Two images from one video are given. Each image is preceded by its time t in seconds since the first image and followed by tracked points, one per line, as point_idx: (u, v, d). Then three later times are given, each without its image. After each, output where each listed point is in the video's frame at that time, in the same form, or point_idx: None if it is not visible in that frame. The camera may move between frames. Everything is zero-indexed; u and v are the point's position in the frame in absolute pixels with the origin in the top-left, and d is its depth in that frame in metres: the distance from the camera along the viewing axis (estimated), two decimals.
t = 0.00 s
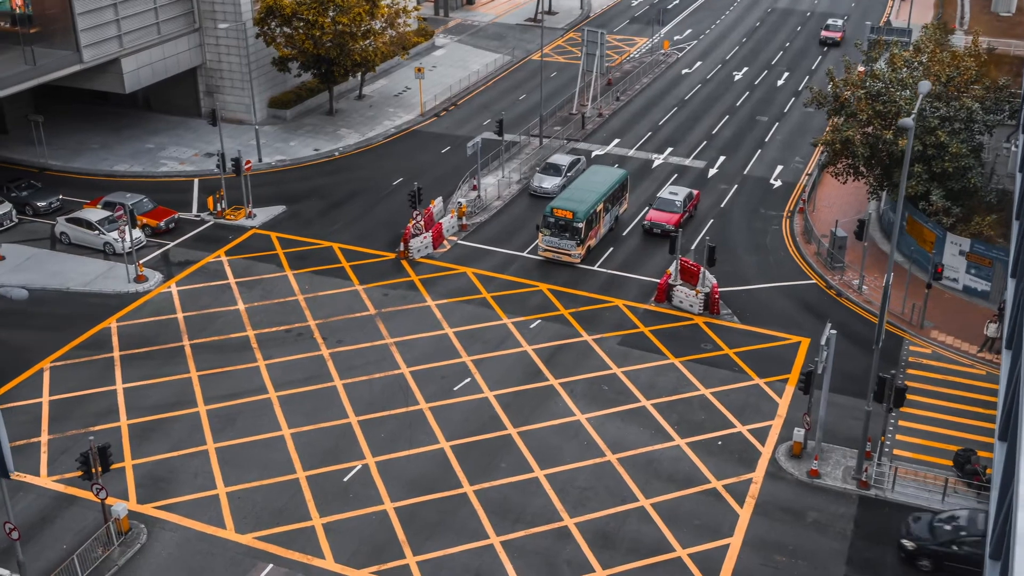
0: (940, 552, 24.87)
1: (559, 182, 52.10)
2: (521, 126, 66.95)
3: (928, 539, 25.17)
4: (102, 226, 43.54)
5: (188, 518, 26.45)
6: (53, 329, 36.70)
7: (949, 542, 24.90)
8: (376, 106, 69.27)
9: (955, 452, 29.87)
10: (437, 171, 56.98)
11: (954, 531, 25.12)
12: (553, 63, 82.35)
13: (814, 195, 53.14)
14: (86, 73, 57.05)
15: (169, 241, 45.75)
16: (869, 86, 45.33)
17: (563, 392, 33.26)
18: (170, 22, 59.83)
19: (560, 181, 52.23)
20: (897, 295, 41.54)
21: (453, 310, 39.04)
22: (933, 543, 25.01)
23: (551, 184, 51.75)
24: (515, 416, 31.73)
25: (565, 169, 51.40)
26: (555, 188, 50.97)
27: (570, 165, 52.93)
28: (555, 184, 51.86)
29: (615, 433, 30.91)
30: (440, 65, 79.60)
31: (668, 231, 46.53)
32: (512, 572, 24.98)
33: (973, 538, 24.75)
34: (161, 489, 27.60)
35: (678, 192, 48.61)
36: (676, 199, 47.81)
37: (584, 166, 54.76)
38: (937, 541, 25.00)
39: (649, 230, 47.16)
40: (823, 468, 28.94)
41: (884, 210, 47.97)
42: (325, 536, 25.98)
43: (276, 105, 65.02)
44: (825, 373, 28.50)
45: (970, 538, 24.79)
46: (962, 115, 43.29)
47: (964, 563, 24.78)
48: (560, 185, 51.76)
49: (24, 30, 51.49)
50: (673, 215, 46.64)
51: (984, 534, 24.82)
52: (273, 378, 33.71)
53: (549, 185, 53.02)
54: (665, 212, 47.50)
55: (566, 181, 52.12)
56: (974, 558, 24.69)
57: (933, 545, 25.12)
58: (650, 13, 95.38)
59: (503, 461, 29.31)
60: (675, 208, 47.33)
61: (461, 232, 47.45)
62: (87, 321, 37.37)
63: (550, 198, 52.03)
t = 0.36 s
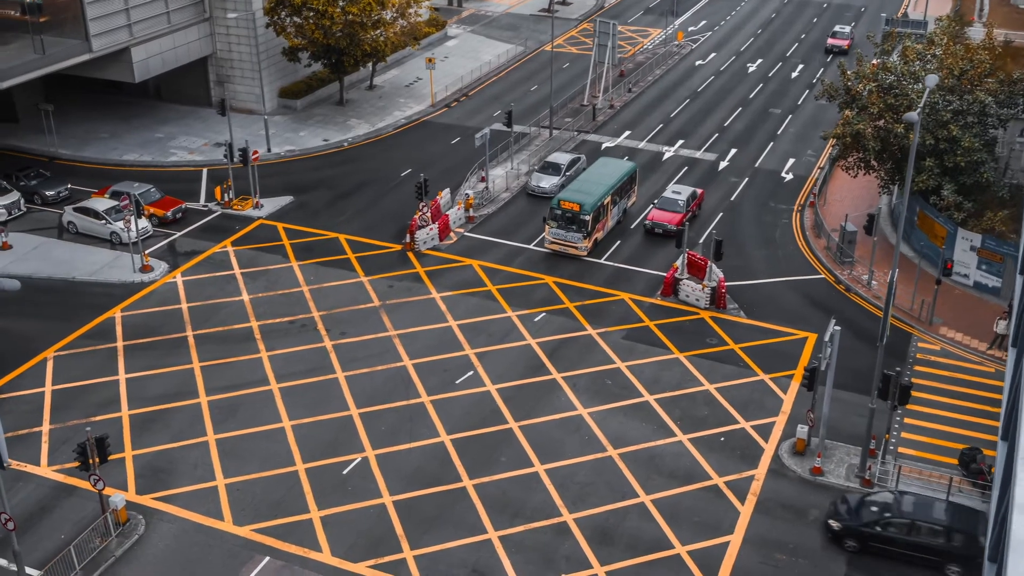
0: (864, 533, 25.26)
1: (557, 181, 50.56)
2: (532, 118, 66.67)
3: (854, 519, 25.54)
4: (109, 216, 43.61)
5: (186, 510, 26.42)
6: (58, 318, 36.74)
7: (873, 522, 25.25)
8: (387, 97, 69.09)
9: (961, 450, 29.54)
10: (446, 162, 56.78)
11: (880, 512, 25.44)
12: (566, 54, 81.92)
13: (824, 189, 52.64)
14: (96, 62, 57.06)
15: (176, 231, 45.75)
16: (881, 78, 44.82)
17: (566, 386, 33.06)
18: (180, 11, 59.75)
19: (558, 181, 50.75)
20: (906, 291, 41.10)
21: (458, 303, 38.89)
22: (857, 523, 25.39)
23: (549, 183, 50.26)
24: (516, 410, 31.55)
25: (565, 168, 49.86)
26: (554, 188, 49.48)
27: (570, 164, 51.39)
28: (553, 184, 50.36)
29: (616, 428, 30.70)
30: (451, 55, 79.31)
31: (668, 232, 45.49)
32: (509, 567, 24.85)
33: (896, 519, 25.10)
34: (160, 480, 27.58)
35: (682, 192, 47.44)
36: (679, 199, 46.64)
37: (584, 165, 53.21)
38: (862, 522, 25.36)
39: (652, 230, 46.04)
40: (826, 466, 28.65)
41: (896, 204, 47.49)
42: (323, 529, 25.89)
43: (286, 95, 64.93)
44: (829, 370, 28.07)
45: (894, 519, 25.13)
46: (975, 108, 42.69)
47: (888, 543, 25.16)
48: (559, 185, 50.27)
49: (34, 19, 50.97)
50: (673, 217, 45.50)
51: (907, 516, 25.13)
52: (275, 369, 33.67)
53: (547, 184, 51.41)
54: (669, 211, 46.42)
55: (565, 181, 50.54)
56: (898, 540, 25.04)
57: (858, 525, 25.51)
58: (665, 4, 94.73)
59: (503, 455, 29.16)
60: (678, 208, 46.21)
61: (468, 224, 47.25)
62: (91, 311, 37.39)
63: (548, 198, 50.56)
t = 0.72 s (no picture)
0: (787, 513, 25.65)
1: (555, 183, 49.02)
2: (542, 112, 66.35)
3: (777, 499, 25.92)
4: (115, 208, 43.68)
5: (183, 504, 26.37)
6: (62, 310, 36.79)
7: (795, 503, 25.62)
8: (397, 90, 68.94)
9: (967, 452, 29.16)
10: (455, 156, 56.59)
11: (803, 493, 25.78)
12: (579, 48, 81.55)
13: (836, 186, 52.16)
14: (107, 54, 57.11)
15: (183, 224, 45.76)
16: (893, 74, 44.34)
17: (568, 382, 32.87)
18: (190, 4, 59.73)
19: (556, 183, 49.23)
20: (916, 289, 40.62)
21: (462, 298, 38.73)
22: (780, 504, 25.78)
23: (546, 185, 48.76)
24: (518, 407, 31.37)
25: (563, 169, 48.43)
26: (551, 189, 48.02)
27: (569, 165, 49.91)
28: (550, 185, 48.83)
29: (618, 426, 30.49)
30: (464, 49, 79.06)
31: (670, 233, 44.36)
32: (505, 566, 24.67)
33: (817, 501, 25.43)
34: (159, 474, 27.56)
35: (685, 193, 46.22)
36: (683, 200, 45.44)
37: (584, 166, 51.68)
38: (784, 502, 25.74)
39: (653, 232, 44.97)
40: (829, 467, 28.37)
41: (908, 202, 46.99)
42: (320, 524, 25.79)
43: (296, 88, 64.90)
44: (832, 369, 27.79)
45: (815, 500, 25.47)
46: (988, 104, 42.09)
47: (810, 524, 25.52)
48: (557, 187, 48.77)
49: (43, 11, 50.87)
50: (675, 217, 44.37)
51: (828, 497, 25.46)
52: (277, 363, 33.58)
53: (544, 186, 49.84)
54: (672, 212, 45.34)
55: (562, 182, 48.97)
56: (820, 520, 25.39)
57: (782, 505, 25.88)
58: None
59: (503, 452, 28.99)
60: (681, 208, 45.10)
61: (475, 218, 47.03)
62: (95, 303, 37.43)
63: (545, 200, 49.09)
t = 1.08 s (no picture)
0: (710, 490, 26.15)
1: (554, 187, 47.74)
2: (553, 107, 66.06)
3: (702, 477, 26.41)
4: (123, 201, 43.71)
5: (181, 499, 26.29)
6: (67, 304, 36.84)
7: (717, 480, 26.08)
8: (409, 85, 68.78)
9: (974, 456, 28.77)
10: (464, 152, 56.39)
11: (727, 472, 26.22)
12: (592, 43, 81.15)
13: (847, 185, 51.66)
14: (118, 47, 57.16)
15: (190, 218, 45.76)
16: (905, 72, 43.78)
17: (571, 381, 32.66)
18: None
19: (556, 186, 48.03)
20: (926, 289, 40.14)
21: (467, 294, 38.55)
22: (703, 481, 26.28)
23: (545, 188, 47.54)
24: (519, 405, 31.16)
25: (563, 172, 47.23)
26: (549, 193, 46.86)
27: (569, 168, 48.69)
28: (550, 189, 47.65)
29: (620, 425, 30.25)
30: (477, 43, 78.81)
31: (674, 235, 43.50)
32: (503, 566, 24.47)
33: (738, 479, 25.84)
34: (159, 469, 27.51)
35: (690, 194, 45.45)
36: (688, 202, 44.56)
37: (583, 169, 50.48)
38: (707, 480, 26.23)
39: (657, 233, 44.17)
40: (833, 469, 28.04)
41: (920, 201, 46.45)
42: (318, 521, 25.66)
43: (308, 82, 64.85)
44: (837, 370, 27.48)
45: (738, 478, 25.87)
46: (1004, 101, 41.19)
47: (731, 501, 25.97)
48: (556, 190, 47.56)
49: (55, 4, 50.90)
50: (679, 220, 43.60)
51: (750, 476, 25.84)
52: (280, 359, 33.50)
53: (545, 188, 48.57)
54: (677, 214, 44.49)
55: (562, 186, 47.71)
56: (741, 498, 25.83)
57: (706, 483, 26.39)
58: None
59: (503, 450, 28.80)
60: (686, 211, 44.25)
61: (482, 214, 46.80)
62: (100, 297, 37.45)
63: (544, 203, 47.88)
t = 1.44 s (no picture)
0: (635, 464, 26.83)
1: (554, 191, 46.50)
2: (565, 104, 65.77)
3: (628, 451, 27.08)
4: (131, 195, 43.79)
5: (180, 495, 26.23)
6: (73, 297, 36.89)
7: (642, 454, 26.74)
8: (421, 80, 68.65)
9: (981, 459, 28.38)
10: (474, 148, 56.21)
11: (652, 446, 26.85)
12: (607, 40, 80.80)
13: (860, 184, 51.13)
14: (129, 41, 57.23)
15: (198, 213, 45.78)
16: (919, 70, 43.30)
17: (575, 379, 32.45)
18: None
19: (556, 189, 46.80)
20: (938, 290, 39.60)
21: (473, 291, 38.37)
22: (628, 455, 26.95)
23: (546, 191, 46.30)
24: (522, 403, 30.97)
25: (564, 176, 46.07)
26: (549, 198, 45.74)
27: (570, 171, 47.48)
28: (550, 192, 46.41)
29: (622, 425, 30.02)
30: (491, 39, 78.60)
31: (679, 238, 42.89)
32: (500, 566, 24.28)
33: (661, 454, 26.44)
34: (159, 464, 27.47)
35: (697, 195, 44.85)
36: (693, 203, 43.91)
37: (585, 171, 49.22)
38: (632, 454, 26.90)
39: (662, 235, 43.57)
40: (837, 471, 27.70)
41: (934, 201, 45.91)
42: (316, 518, 25.54)
43: (320, 77, 64.84)
44: (841, 371, 27.17)
45: (661, 454, 26.48)
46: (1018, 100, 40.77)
47: (654, 475, 26.65)
48: (557, 193, 46.33)
49: None
50: (685, 222, 43.00)
51: (673, 451, 26.42)
52: (283, 354, 33.43)
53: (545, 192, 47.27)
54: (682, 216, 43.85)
55: (563, 190, 46.51)
56: (663, 472, 26.48)
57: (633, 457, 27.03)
58: None
59: (504, 449, 28.61)
60: (692, 212, 43.66)
61: (491, 211, 46.58)
62: (107, 290, 37.49)
63: (544, 207, 46.69)
